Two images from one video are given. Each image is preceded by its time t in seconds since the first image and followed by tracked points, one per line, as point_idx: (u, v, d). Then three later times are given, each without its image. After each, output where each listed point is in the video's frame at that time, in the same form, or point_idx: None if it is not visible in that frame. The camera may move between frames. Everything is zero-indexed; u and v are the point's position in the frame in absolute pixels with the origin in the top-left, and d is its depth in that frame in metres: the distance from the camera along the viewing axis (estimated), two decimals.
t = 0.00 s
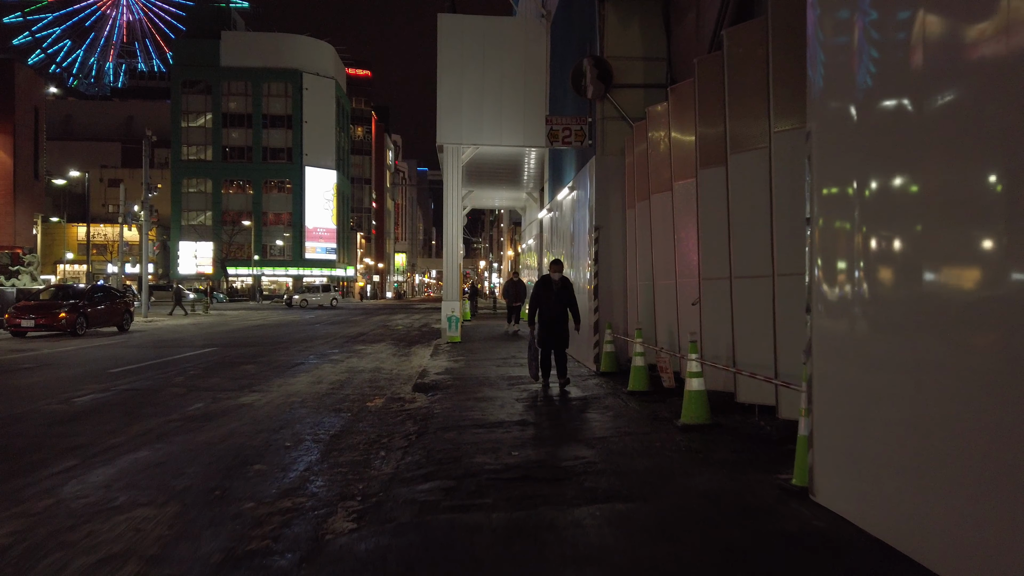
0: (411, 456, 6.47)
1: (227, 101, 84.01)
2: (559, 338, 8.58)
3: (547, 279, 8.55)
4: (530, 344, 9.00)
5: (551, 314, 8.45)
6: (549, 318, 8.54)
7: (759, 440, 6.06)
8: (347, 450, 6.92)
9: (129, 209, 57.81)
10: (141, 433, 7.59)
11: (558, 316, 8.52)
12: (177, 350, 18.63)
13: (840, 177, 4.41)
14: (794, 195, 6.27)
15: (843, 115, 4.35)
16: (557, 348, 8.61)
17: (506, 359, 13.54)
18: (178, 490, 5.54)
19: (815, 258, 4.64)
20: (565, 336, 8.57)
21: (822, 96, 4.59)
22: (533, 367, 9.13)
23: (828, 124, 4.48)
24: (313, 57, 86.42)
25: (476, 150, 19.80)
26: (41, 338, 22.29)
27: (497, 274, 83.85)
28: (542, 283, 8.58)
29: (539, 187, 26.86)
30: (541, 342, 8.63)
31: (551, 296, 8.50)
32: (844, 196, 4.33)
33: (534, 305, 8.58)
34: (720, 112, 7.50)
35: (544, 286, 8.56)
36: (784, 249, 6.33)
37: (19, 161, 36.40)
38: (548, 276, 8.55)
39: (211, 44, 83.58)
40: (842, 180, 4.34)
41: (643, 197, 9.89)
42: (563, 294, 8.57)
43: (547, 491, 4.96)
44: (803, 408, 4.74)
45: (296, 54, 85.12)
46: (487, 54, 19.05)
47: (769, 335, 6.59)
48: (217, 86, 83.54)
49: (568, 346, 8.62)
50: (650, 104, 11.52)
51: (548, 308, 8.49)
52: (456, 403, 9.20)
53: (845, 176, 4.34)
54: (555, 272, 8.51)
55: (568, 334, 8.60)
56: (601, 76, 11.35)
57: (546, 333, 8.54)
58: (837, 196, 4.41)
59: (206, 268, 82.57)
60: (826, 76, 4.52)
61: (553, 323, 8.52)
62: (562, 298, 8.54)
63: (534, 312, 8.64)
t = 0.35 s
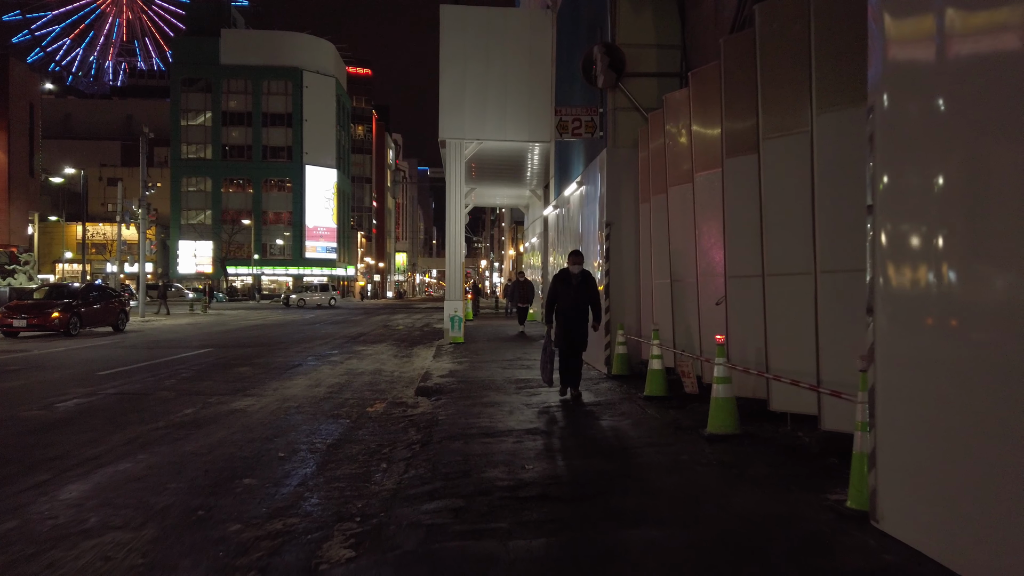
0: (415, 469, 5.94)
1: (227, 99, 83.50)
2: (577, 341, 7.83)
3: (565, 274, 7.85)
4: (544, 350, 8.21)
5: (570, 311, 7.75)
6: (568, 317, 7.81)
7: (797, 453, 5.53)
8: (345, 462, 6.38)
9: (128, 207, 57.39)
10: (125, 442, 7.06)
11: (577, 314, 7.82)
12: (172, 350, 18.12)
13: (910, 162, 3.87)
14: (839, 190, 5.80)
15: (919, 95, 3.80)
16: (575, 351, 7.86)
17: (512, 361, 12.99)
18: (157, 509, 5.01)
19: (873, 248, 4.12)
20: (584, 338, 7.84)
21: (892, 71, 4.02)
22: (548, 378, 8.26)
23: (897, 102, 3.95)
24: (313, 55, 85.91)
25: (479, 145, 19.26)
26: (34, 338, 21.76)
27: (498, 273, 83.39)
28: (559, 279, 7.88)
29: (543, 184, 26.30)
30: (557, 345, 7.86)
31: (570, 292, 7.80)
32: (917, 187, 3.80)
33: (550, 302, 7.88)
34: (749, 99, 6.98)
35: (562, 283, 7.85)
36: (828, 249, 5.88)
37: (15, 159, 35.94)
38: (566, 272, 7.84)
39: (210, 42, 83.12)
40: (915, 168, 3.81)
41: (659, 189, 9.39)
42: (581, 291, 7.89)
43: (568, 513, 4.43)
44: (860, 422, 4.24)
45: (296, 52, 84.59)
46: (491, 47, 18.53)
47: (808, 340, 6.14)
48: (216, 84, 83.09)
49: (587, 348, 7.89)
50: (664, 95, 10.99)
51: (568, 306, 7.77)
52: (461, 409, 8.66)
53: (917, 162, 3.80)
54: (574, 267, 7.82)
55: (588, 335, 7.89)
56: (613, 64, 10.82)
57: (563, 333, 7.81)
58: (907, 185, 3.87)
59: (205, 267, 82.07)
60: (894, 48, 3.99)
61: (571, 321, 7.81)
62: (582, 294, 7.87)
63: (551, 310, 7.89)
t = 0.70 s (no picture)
0: (422, 485, 5.43)
1: (229, 99, 83.18)
2: (600, 351, 6.98)
3: (584, 277, 7.06)
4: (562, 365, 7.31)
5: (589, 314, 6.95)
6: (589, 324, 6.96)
7: (843, 470, 5.04)
8: (347, 477, 5.88)
9: (130, 208, 57.10)
10: (110, 453, 6.57)
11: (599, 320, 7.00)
12: (169, 352, 17.67)
13: (992, 141, 3.33)
14: (891, 183, 5.34)
15: (1005, 64, 3.25)
16: (599, 363, 7.01)
17: (520, 364, 12.50)
18: (139, 532, 4.53)
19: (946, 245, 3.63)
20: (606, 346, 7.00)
21: (968, 37, 3.48)
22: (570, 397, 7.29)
23: (974, 74, 3.43)
24: (316, 55, 85.53)
25: (485, 141, 18.75)
26: (30, 340, 21.31)
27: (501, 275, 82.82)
28: (577, 282, 7.10)
29: (549, 182, 25.75)
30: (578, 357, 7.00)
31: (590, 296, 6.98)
32: (1003, 171, 3.27)
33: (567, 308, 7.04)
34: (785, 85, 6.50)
35: (580, 286, 7.05)
36: (879, 247, 5.43)
37: (13, 157, 35.52)
38: (585, 274, 7.05)
39: (213, 42, 82.82)
40: (1000, 149, 3.28)
41: (678, 183, 8.93)
42: (603, 295, 7.07)
43: (597, 541, 3.94)
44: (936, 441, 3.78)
45: (299, 52, 84.23)
46: (496, 40, 18.03)
47: (856, 345, 5.71)
48: (219, 84, 82.85)
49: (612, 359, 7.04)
50: (681, 85, 10.47)
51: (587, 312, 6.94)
52: (469, 416, 8.17)
53: (1002, 143, 3.27)
54: (595, 267, 7.03)
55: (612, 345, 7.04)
56: (627, 53, 10.31)
57: (584, 343, 6.97)
58: (990, 169, 3.35)
59: (208, 267, 81.86)
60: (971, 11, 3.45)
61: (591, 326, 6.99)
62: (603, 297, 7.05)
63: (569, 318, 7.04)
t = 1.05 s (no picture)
0: (431, 507, 4.87)
1: (229, 98, 82.77)
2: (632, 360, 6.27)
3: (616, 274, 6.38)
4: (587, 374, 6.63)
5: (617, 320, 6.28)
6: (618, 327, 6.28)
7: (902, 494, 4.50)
8: (347, 495, 5.34)
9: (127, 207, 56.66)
10: (87, 468, 6.03)
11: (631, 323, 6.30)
12: (162, 354, 17.12)
13: None
14: (960, 175, 4.97)
15: None
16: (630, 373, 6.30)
17: (528, 368, 11.95)
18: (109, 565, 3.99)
19: None
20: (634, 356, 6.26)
21: None
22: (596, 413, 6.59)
23: None
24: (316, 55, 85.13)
25: (489, 136, 18.23)
26: (20, 341, 20.76)
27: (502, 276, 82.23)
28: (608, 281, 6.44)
29: (553, 179, 25.19)
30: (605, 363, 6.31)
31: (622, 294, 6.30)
32: None
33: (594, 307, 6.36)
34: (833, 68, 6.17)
35: (610, 285, 6.37)
36: (948, 243, 5.04)
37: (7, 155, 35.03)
38: (617, 271, 6.38)
39: (211, 41, 82.36)
40: None
41: (701, 178, 8.53)
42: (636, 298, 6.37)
43: None
44: None
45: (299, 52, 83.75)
46: (500, 33, 17.53)
47: (919, 349, 5.34)
48: (218, 83, 82.43)
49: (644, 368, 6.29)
50: (698, 74, 9.95)
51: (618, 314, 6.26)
52: (477, 425, 7.62)
53: None
54: (628, 264, 6.36)
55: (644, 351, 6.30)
56: (643, 40, 9.83)
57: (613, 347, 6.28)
58: None
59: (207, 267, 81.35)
60: None
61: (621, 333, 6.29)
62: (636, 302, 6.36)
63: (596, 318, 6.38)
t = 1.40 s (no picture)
0: (437, 535, 4.34)
1: (230, 97, 82.57)
2: (671, 367, 5.49)
3: (652, 271, 5.58)
4: (617, 386, 5.74)
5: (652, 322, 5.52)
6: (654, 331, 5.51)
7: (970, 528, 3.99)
8: (343, 518, 4.83)
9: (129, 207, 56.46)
10: (61, 485, 5.53)
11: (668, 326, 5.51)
12: (157, 356, 16.61)
13: None
14: None
15: None
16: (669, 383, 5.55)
17: (536, 373, 11.43)
18: None
19: None
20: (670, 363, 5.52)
21: None
22: (631, 431, 5.66)
23: None
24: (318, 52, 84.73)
25: (493, 131, 17.71)
26: (14, 343, 20.30)
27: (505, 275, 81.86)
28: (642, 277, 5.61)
29: (558, 177, 24.66)
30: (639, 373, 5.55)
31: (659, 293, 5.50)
32: None
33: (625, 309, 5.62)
34: (884, 54, 5.75)
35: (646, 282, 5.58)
36: None
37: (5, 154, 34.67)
38: (653, 267, 5.59)
39: (213, 39, 82.07)
40: None
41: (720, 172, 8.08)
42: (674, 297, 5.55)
43: None
44: None
45: (301, 51, 83.40)
46: (506, 25, 17.01)
47: (982, 358, 4.92)
48: (220, 82, 82.14)
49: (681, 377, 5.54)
50: (717, 63, 9.42)
51: (654, 315, 5.49)
52: (484, 436, 7.10)
53: None
54: (665, 259, 5.59)
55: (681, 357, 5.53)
56: (657, 26, 9.28)
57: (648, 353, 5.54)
58: None
59: (209, 267, 81.08)
60: None
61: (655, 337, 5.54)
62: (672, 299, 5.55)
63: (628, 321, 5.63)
